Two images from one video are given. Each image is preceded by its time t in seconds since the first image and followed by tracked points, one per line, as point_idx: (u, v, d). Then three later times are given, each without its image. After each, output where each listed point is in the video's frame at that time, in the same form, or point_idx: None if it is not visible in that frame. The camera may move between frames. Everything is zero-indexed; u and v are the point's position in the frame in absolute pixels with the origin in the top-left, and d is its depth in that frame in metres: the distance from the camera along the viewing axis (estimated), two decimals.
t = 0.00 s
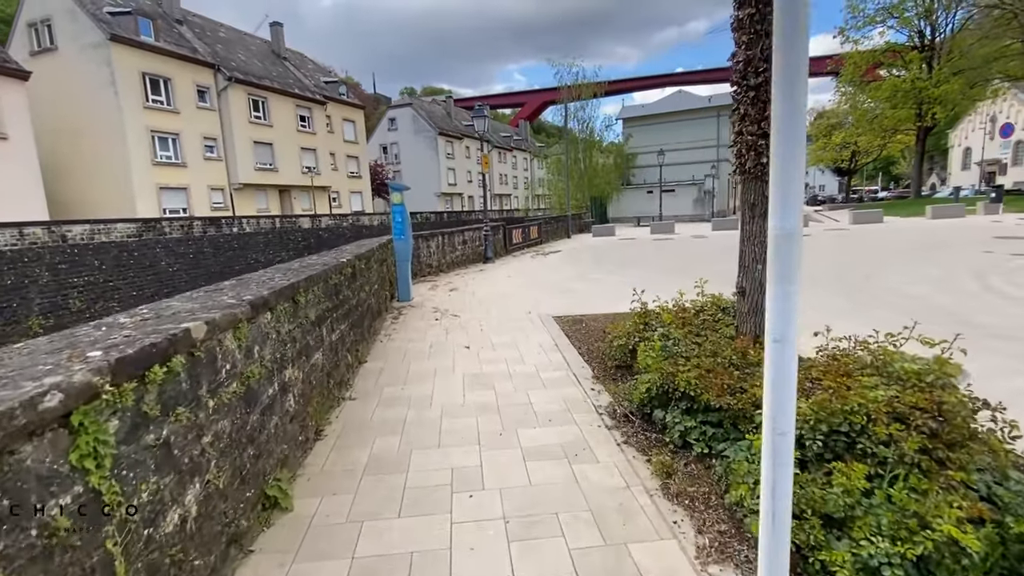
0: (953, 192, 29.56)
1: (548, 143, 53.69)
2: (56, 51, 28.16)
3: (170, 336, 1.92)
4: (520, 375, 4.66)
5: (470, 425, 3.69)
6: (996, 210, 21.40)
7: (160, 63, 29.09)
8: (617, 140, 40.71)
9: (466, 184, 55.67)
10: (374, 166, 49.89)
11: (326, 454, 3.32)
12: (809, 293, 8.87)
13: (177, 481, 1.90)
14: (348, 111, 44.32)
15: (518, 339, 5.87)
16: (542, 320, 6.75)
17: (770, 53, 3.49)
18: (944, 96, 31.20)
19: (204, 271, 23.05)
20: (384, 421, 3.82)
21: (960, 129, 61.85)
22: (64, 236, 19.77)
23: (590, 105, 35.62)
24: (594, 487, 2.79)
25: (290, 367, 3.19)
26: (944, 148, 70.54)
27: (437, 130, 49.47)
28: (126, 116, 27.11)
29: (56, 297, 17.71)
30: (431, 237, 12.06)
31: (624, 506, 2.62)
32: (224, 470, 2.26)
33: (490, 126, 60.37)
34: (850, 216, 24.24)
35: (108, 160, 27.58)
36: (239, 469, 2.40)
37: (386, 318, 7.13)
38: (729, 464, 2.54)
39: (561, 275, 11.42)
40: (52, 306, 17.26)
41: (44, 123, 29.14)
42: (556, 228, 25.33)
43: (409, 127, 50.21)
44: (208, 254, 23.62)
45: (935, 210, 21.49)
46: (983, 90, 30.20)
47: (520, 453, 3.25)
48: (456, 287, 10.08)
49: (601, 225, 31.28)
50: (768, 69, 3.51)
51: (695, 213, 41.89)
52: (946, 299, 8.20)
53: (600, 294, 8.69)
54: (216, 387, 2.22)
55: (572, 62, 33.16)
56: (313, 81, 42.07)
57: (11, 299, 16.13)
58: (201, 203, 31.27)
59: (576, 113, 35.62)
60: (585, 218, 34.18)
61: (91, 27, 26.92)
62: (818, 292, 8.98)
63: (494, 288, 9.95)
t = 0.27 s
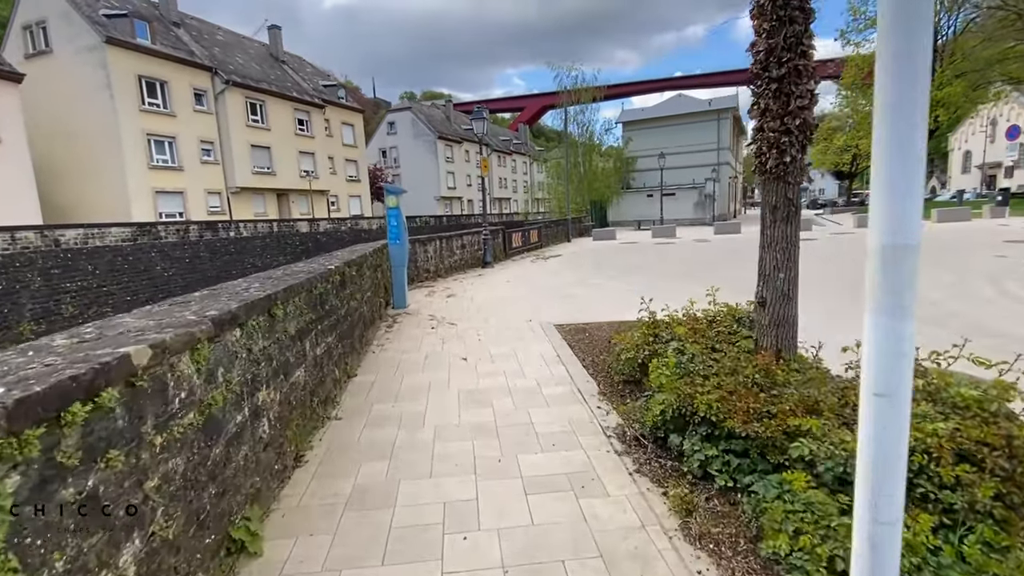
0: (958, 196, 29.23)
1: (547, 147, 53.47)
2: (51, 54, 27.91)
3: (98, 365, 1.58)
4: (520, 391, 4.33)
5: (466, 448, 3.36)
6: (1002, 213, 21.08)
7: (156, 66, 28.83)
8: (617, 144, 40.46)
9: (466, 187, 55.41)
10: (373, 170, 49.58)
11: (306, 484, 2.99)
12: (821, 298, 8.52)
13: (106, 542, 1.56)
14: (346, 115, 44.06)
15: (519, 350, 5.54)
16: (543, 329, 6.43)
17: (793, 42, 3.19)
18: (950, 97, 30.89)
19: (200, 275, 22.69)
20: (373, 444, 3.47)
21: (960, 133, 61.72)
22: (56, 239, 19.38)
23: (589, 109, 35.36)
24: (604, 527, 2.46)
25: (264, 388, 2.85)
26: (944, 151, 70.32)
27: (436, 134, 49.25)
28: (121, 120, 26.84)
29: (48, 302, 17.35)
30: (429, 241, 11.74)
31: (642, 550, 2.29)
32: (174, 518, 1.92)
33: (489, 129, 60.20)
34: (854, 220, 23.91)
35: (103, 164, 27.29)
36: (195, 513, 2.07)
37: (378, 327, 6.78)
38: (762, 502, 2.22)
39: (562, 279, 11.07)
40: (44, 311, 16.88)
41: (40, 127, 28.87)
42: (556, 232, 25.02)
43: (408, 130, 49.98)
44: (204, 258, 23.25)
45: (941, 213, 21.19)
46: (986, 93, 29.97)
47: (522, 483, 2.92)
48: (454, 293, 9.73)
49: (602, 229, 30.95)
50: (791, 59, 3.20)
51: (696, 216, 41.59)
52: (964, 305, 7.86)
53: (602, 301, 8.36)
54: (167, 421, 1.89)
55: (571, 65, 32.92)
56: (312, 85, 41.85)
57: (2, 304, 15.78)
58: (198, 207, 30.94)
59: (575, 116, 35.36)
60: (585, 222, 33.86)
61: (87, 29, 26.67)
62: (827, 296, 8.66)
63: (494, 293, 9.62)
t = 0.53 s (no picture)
0: (964, 197, 28.90)
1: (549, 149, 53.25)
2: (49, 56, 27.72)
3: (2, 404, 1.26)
4: (522, 407, 4.00)
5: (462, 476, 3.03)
6: (1011, 215, 20.74)
7: (155, 68, 28.60)
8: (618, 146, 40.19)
9: (467, 190, 55.17)
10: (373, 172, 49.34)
11: (282, 520, 2.66)
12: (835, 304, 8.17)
13: None
14: (346, 117, 43.85)
15: (521, 361, 5.21)
16: (546, 338, 6.11)
17: (824, 27, 2.89)
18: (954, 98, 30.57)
19: (198, 279, 22.44)
20: (360, 470, 3.15)
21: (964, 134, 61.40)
22: (51, 244, 18.84)
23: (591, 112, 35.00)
24: None
25: (234, 413, 2.53)
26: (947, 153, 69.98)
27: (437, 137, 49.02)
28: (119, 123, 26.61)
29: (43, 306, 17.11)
30: (427, 245, 11.44)
31: None
32: None
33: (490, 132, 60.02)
34: (859, 222, 23.59)
35: (101, 167, 27.07)
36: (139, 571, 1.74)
37: (373, 335, 6.46)
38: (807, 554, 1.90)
39: (565, 283, 10.75)
40: (38, 316, 16.63)
41: (38, 129, 28.68)
42: (557, 235, 24.71)
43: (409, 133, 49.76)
44: (203, 262, 23.01)
45: (948, 215, 20.87)
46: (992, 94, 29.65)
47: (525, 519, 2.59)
48: (454, 298, 9.40)
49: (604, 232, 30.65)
50: (821, 45, 2.90)
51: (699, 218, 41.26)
52: (987, 311, 7.52)
53: (608, 307, 8.03)
54: (99, 465, 1.58)
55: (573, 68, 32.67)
56: (312, 88, 41.66)
57: None
58: (196, 210, 30.68)
59: (577, 119, 35.09)
60: (587, 225, 33.56)
61: (85, 32, 26.47)
62: (840, 300, 8.33)
63: (495, 298, 9.29)
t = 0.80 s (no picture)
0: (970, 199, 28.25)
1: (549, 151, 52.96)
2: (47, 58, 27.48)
3: None
4: (526, 427, 3.65)
5: (460, 510, 2.69)
6: (1021, 217, 20.39)
7: (153, 70, 28.32)
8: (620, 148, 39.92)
9: (467, 192, 54.93)
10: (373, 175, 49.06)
11: (253, 563, 2.34)
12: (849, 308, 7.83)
13: None
14: (346, 119, 43.58)
15: (523, 372, 4.88)
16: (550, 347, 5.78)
17: (866, 3, 2.58)
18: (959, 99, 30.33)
19: (195, 282, 22.39)
20: (344, 500, 2.82)
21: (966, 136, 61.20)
22: (47, 247, 17.71)
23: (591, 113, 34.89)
24: None
25: (196, 442, 2.21)
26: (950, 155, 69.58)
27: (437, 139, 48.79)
28: (117, 125, 26.36)
29: (37, 312, 16.86)
30: (426, 248, 11.12)
31: None
32: None
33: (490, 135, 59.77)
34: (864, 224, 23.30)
35: (99, 170, 26.82)
36: None
37: (367, 344, 6.12)
38: None
39: (567, 287, 10.44)
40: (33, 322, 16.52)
41: (36, 132, 28.41)
42: (559, 237, 24.41)
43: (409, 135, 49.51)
44: (200, 265, 22.93)
45: (955, 217, 20.56)
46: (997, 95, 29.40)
47: (532, 563, 2.26)
48: (453, 303, 9.09)
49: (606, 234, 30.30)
50: (861, 24, 2.59)
51: (701, 221, 40.93)
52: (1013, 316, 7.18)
53: (613, 312, 7.68)
54: (6, 525, 1.26)
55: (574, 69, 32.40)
56: (312, 89, 41.38)
57: None
58: (195, 213, 30.37)
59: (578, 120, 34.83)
60: (589, 228, 33.23)
61: (82, 33, 26.20)
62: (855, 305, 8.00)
63: (495, 303, 8.96)
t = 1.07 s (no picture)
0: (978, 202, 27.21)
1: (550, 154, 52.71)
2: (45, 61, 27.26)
3: None
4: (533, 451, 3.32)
5: (463, 554, 2.36)
6: None
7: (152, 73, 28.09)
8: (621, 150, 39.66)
9: (468, 195, 54.67)
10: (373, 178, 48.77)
11: None
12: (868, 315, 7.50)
13: None
14: (346, 122, 43.33)
15: (528, 387, 4.55)
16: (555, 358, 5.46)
17: None
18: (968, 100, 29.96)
19: (194, 286, 21.94)
20: (330, 540, 2.50)
21: (969, 138, 60.83)
22: (43, 251, 17.78)
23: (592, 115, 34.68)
24: None
25: (154, 484, 1.89)
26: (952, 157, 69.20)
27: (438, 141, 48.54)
28: (115, 128, 26.12)
29: (32, 317, 16.54)
30: (426, 252, 10.82)
31: None
32: None
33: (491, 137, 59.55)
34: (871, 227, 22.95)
35: (97, 173, 26.57)
36: None
37: (362, 354, 5.80)
38: None
39: (572, 292, 10.10)
40: (27, 327, 16.18)
41: (33, 135, 28.18)
42: (561, 240, 24.09)
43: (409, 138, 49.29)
44: (198, 269, 22.48)
45: (965, 220, 20.19)
46: (1003, 95, 29.13)
47: None
48: (453, 309, 8.75)
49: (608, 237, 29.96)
50: None
51: (704, 223, 40.61)
52: None
53: (621, 319, 7.33)
54: None
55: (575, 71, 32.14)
56: (312, 92, 41.16)
57: None
58: (193, 216, 30.08)
59: (580, 122, 34.54)
60: (590, 230, 32.92)
61: (80, 36, 25.95)
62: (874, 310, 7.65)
63: (497, 309, 8.61)
